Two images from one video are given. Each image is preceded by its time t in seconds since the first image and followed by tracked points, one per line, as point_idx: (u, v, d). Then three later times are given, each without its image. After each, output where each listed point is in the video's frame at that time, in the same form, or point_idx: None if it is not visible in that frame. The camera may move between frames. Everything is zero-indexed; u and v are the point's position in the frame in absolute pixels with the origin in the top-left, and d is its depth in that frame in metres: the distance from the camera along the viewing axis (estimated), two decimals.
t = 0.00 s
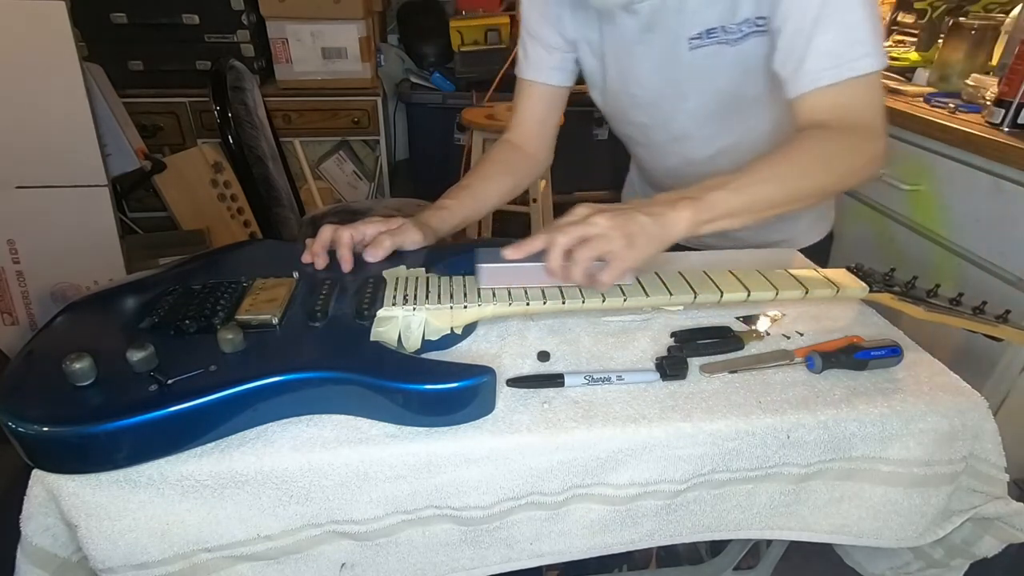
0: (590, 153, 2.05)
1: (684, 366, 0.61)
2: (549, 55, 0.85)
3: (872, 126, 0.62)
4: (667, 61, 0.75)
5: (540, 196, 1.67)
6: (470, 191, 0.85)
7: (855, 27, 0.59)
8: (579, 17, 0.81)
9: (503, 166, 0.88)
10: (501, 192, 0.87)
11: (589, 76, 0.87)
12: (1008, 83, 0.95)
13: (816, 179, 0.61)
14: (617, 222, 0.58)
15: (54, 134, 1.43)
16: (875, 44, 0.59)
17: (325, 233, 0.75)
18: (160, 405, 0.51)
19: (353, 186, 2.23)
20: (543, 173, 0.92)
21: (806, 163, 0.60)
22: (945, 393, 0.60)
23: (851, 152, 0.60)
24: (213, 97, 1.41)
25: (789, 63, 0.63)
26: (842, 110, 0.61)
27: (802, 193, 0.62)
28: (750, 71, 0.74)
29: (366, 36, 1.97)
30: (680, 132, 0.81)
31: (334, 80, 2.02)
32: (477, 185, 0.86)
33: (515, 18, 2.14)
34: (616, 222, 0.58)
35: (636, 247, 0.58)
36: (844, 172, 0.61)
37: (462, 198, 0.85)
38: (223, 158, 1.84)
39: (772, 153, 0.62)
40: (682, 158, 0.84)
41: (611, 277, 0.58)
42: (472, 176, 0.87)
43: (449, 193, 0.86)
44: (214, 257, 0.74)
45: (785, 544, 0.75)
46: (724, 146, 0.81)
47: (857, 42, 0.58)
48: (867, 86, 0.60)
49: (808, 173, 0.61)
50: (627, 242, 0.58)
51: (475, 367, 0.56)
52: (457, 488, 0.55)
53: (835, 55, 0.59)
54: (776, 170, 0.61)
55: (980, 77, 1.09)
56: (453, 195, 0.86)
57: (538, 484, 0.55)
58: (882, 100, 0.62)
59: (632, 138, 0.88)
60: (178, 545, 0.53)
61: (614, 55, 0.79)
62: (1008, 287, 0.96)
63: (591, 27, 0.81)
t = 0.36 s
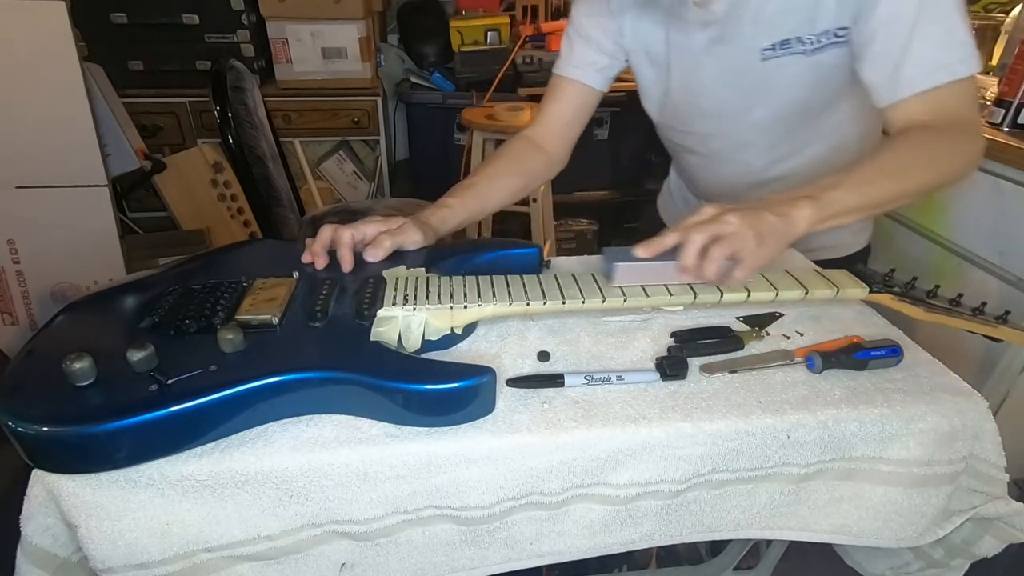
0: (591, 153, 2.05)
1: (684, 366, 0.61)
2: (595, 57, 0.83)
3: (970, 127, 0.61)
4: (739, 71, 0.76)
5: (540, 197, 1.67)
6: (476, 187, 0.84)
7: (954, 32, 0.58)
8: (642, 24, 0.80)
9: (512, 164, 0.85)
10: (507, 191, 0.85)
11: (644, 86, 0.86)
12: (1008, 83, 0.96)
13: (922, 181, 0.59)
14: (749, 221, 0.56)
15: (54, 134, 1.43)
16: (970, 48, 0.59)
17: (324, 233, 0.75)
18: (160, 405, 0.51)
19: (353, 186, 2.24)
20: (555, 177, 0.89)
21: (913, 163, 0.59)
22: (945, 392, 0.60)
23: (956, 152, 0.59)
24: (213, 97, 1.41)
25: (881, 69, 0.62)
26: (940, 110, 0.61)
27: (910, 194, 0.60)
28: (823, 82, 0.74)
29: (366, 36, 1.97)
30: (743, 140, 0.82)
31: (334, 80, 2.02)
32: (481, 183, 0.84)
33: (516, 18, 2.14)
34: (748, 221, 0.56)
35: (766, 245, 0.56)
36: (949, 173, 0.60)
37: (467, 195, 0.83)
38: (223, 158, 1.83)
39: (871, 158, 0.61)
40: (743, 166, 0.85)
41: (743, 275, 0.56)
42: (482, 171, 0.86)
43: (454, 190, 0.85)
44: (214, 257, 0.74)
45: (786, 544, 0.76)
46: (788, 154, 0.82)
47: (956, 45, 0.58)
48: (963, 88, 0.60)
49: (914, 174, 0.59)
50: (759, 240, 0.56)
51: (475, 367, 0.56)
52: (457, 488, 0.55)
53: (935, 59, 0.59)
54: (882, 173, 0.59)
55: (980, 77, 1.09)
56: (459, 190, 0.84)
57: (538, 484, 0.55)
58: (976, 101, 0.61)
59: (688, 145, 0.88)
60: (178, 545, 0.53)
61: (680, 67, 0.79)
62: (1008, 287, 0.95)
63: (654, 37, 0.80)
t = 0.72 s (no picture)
0: (592, 153, 2.06)
1: (684, 366, 0.61)
2: (618, 55, 0.84)
3: None
4: (775, 75, 0.78)
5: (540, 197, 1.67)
6: (480, 183, 0.83)
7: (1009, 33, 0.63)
8: (677, 30, 0.81)
9: (519, 160, 0.85)
10: (510, 189, 0.85)
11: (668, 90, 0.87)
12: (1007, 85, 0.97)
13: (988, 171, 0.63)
14: (846, 217, 0.60)
15: (54, 134, 1.43)
16: None
17: (324, 233, 0.75)
18: (161, 405, 0.51)
19: (353, 186, 2.24)
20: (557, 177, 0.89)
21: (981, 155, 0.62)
22: (946, 393, 0.60)
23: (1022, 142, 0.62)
24: (213, 97, 1.41)
25: (938, 72, 0.67)
26: (1001, 104, 0.64)
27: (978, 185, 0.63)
28: (857, 87, 0.76)
29: (366, 36, 1.97)
30: (771, 143, 0.83)
31: (334, 80, 2.02)
32: (487, 178, 0.84)
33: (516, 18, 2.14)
34: (846, 216, 0.60)
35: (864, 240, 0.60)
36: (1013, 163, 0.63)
37: (470, 192, 0.83)
38: (223, 158, 1.83)
39: (935, 153, 0.65)
40: (769, 169, 0.86)
41: (842, 270, 0.61)
42: (486, 166, 0.85)
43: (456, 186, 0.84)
44: (214, 257, 0.74)
45: (786, 544, 0.76)
46: (815, 156, 0.83)
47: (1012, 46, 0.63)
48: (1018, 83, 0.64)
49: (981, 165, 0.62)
50: (857, 236, 0.59)
51: (475, 367, 0.56)
52: (457, 488, 0.55)
53: (996, 58, 0.63)
54: (950, 164, 0.63)
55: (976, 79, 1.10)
56: (462, 186, 0.84)
57: (538, 484, 0.55)
58: None
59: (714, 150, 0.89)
60: (178, 545, 0.53)
61: (714, 72, 0.81)
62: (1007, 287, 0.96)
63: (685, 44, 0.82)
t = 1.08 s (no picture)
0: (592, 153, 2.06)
1: (684, 366, 0.61)
2: (623, 53, 0.84)
3: None
4: (781, 76, 0.78)
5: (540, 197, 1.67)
6: (481, 181, 0.83)
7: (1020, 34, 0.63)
8: (682, 30, 0.81)
9: (521, 159, 0.85)
10: (510, 187, 0.84)
11: (674, 89, 0.87)
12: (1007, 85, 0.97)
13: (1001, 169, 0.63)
14: (857, 218, 0.61)
15: (54, 134, 1.43)
16: None
17: (325, 232, 0.75)
18: (161, 405, 0.51)
19: (353, 186, 2.24)
20: (558, 177, 0.89)
21: (995, 155, 0.62)
22: (946, 393, 0.60)
23: None
24: (213, 97, 1.41)
25: (945, 73, 0.67)
26: (1012, 103, 0.65)
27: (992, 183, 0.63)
28: (863, 88, 0.76)
29: (366, 36, 1.97)
30: (775, 143, 0.83)
31: (334, 80, 2.02)
32: (488, 177, 0.84)
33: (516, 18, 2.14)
34: (857, 217, 0.61)
35: (874, 241, 0.61)
36: None
37: (471, 191, 0.83)
38: (223, 158, 1.83)
39: (946, 153, 0.65)
40: (773, 169, 0.86)
41: (853, 270, 0.62)
42: (488, 164, 0.85)
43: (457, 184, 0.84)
44: (214, 256, 0.74)
45: (786, 544, 0.76)
46: (819, 156, 0.83)
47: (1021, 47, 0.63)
48: None
49: (994, 164, 0.63)
50: (868, 237, 0.61)
51: (475, 367, 0.56)
52: (457, 488, 0.55)
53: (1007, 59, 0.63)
54: (963, 164, 0.63)
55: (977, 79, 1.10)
56: (463, 184, 0.84)
57: (538, 484, 0.55)
58: None
59: (718, 150, 0.89)
60: (178, 545, 0.53)
61: (720, 71, 0.81)
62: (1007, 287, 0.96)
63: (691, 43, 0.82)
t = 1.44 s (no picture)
0: (591, 152, 2.06)
1: (684, 366, 0.61)
2: (611, 54, 0.83)
3: None
4: (768, 75, 0.77)
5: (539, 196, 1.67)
6: (481, 184, 0.84)
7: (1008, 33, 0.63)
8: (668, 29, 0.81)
9: (519, 161, 0.85)
10: (510, 189, 0.85)
11: (662, 88, 0.87)
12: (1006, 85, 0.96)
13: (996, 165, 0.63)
14: (850, 219, 0.61)
15: (54, 135, 1.43)
16: None
17: (325, 233, 0.75)
18: (160, 405, 0.51)
19: (353, 186, 2.24)
20: (557, 177, 0.89)
21: (990, 153, 0.62)
22: (946, 393, 0.60)
23: None
24: (213, 97, 1.41)
25: (936, 73, 0.67)
26: (1008, 99, 0.64)
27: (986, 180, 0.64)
28: (849, 87, 0.76)
29: (366, 36, 1.97)
30: (764, 142, 0.83)
31: (335, 80, 2.02)
32: (488, 180, 0.84)
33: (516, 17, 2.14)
34: (851, 218, 0.61)
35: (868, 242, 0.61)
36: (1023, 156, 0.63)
37: (471, 194, 0.83)
38: (223, 158, 1.84)
39: (941, 150, 0.65)
40: (761, 168, 0.86)
41: (847, 271, 0.62)
42: (487, 167, 0.86)
43: (458, 187, 0.85)
44: (214, 257, 0.74)
45: (785, 544, 0.75)
46: (809, 156, 0.83)
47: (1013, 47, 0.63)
48: None
49: (988, 161, 0.63)
50: (861, 237, 0.61)
51: (474, 367, 0.56)
52: (456, 488, 0.55)
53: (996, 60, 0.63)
54: (957, 162, 0.63)
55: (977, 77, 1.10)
56: (462, 188, 0.84)
57: (538, 484, 0.55)
58: None
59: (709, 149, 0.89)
60: (178, 545, 0.53)
61: (707, 70, 0.80)
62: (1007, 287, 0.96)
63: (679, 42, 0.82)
